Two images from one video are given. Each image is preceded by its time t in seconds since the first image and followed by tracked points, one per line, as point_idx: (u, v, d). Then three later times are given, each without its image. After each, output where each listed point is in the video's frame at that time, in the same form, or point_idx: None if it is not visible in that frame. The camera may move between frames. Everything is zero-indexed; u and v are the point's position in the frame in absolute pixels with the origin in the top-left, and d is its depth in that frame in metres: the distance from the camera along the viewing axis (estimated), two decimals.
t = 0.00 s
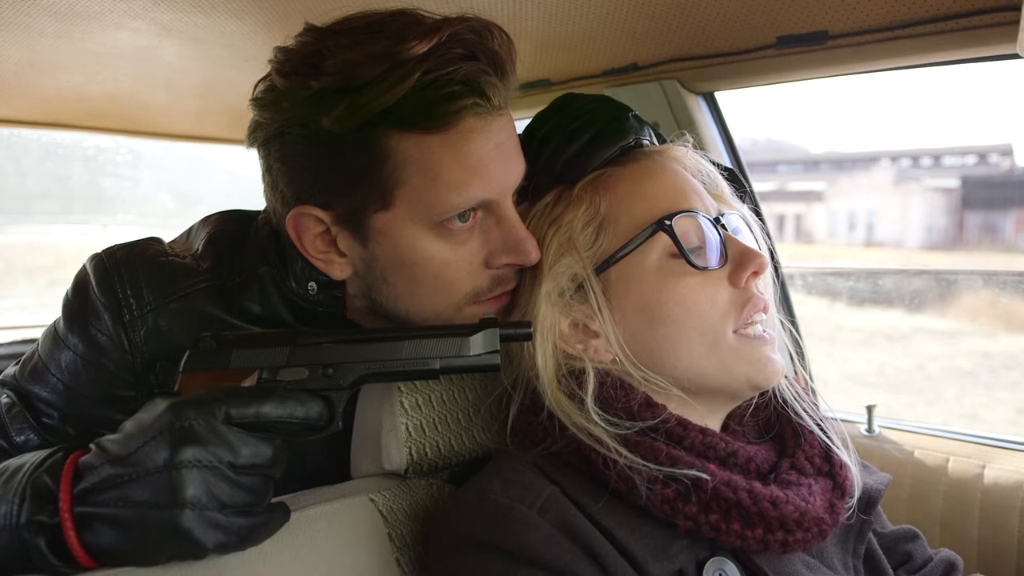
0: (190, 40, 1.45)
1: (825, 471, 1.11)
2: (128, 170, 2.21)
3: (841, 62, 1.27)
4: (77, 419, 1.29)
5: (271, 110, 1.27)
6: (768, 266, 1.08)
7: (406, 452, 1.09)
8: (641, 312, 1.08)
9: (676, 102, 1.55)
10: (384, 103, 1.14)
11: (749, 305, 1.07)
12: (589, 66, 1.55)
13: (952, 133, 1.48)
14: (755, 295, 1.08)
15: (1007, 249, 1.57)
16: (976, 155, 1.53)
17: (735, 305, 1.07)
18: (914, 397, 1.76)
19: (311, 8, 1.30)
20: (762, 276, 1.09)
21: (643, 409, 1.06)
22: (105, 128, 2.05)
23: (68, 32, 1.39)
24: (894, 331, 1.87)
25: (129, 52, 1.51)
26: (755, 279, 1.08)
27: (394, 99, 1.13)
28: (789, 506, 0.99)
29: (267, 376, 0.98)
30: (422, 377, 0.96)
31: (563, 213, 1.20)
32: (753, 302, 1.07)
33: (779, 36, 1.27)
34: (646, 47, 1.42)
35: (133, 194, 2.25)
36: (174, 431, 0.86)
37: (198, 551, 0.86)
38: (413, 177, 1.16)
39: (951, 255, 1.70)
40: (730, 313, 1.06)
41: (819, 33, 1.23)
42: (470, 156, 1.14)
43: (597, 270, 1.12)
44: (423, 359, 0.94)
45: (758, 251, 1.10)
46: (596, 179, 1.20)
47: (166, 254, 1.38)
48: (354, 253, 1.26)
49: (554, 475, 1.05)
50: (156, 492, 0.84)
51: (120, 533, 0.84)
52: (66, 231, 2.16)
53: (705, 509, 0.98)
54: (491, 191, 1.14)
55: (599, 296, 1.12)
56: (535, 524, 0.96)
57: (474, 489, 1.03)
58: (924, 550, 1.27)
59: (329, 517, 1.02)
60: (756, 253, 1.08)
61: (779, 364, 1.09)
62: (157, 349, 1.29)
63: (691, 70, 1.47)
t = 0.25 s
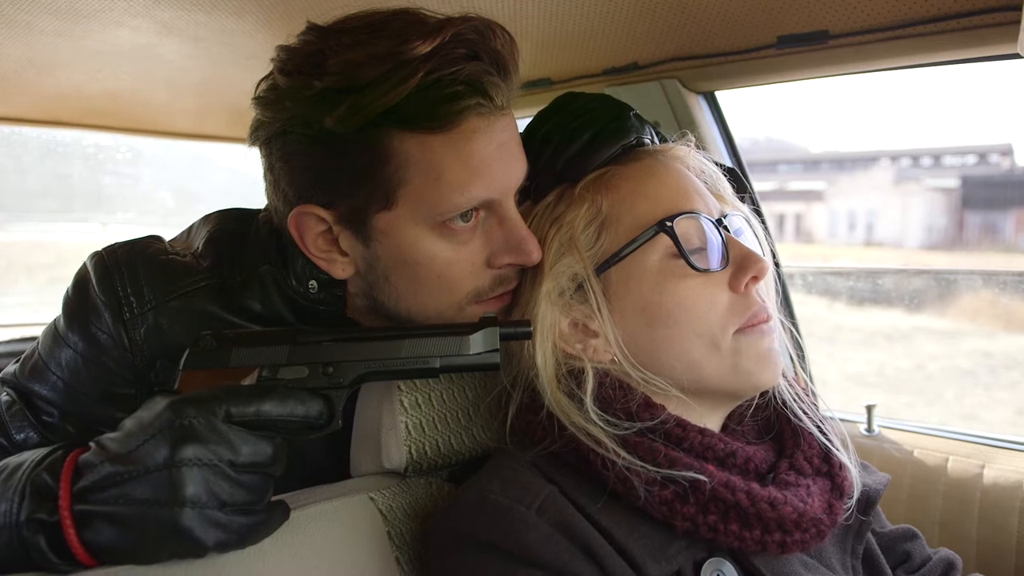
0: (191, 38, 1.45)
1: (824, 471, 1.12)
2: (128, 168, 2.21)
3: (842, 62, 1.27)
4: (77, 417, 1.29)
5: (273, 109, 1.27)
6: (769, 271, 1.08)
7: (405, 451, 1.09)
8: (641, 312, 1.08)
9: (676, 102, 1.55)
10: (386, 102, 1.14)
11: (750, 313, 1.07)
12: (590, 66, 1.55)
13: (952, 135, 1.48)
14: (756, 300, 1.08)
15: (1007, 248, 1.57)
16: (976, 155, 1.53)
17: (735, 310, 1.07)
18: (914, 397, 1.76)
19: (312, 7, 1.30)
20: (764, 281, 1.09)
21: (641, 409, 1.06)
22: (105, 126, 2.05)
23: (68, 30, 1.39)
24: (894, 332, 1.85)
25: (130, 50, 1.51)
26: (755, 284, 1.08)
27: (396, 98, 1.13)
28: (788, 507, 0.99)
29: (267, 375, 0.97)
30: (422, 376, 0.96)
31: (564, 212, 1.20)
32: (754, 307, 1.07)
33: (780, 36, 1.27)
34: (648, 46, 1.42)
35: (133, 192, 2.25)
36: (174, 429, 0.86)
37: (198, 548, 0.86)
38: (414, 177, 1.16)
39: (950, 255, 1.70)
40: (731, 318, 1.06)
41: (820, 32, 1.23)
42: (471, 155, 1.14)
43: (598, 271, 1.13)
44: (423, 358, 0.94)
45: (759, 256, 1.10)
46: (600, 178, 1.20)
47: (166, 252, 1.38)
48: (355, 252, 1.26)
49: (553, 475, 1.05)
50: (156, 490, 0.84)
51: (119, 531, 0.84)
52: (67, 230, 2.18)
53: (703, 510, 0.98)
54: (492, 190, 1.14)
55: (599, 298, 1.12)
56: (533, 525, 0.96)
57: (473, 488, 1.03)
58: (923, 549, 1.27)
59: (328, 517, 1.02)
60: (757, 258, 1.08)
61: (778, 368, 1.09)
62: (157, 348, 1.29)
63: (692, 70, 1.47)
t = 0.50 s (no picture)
0: (190, 38, 1.45)
1: (824, 471, 1.12)
2: (127, 168, 2.21)
3: (842, 61, 1.27)
4: (77, 416, 1.29)
5: (273, 109, 1.27)
6: (769, 264, 1.08)
7: (405, 450, 1.09)
8: (641, 309, 1.08)
9: (675, 101, 1.55)
10: (385, 102, 1.14)
11: (750, 303, 1.07)
12: (590, 65, 1.55)
13: (952, 135, 1.48)
14: (756, 292, 1.08)
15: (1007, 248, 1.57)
16: (975, 155, 1.53)
17: (735, 302, 1.07)
18: (913, 396, 1.76)
19: (311, 7, 1.30)
20: (765, 274, 1.09)
21: (641, 408, 1.06)
22: (105, 126, 2.05)
23: (67, 30, 1.39)
24: (894, 331, 1.87)
25: (129, 50, 1.51)
26: (757, 278, 1.08)
27: (395, 98, 1.13)
28: (788, 506, 1.00)
29: (266, 374, 0.97)
30: (421, 374, 0.96)
31: (564, 210, 1.20)
32: (755, 300, 1.07)
33: (779, 35, 1.27)
34: (647, 45, 1.42)
35: (132, 192, 2.25)
36: (173, 428, 0.86)
37: (197, 547, 0.86)
38: (414, 176, 1.16)
39: (950, 254, 1.70)
40: (730, 310, 1.06)
41: (820, 31, 1.23)
42: (470, 154, 1.14)
43: (599, 268, 1.13)
44: (422, 357, 0.94)
45: (759, 249, 1.10)
46: (599, 176, 1.20)
47: (166, 251, 1.38)
48: (355, 251, 1.26)
49: (553, 474, 1.05)
50: (155, 489, 0.84)
51: (118, 530, 0.84)
52: (66, 230, 2.20)
53: (703, 509, 0.98)
54: (492, 190, 1.14)
55: (600, 295, 1.12)
56: (533, 525, 0.96)
57: (473, 488, 1.03)
58: (923, 548, 1.27)
59: (327, 517, 1.02)
60: (757, 250, 1.08)
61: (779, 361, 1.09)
62: (156, 347, 1.29)
63: (690, 69, 1.47)
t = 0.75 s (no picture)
0: (190, 36, 1.45)
1: (824, 474, 1.11)
2: (127, 167, 2.21)
3: (843, 60, 1.27)
4: (76, 415, 1.29)
5: (273, 108, 1.27)
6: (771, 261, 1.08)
7: (405, 449, 1.09)
8: (642, 307, 1.08)
9: (675, 101, 1.55)
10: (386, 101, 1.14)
11: (752, 299, 1.07)
12: (590, 64, 1.55)
13: (952, 135, 1.48)
14: (757, 289, 1.08)
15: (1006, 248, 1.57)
16: (975, 155, 1.52)
17: (736, 298, 1.07)
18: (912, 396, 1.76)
19: (311, 6, 1.30)
20: (765, 271, 1.09)
21: (640, 409, 1.06)
22: (104, 125, 2.05)
23: (67, 29, 1.39)
24: (893, 331, 1.86)
25: (129, 49, 1.51)
26: (759, 274, 1.08)
27: (396, 97, 1.13)
28: (788, 509, 0.99)
29: (265, 373, 0.97)
30: (421, 373, 0.96)
31: (565, 208, 1.20)
32: (756, 296, 1.07)
33: (780, 34, 1.27)
34: (647, 45, 1.42)
35: (132, 191, 2.25)
36: (172, 427, 0.86)
37: (196, 547, 0.86)
38: (414, 175, 1.16)
39: (950, 254, 1.70)
40: (731, 307, 1.06)
41: (820, 30, 1.23)
42: (470, 153, 1.14)
43: (601, 266, 1.12)
44: (421, 356, 0.94)
45: (761, 246, 1.10)
46: (600, 173, 1.20)
47: (166, 250, 1.38)
48: (355, 251, 1.26)
49: (552, 475, 1.05)
50: (154, 488, 0.84)
51: (117, 529, 0.84)
52: (66, 229, 2.20)
53: (703, 511, 0.98)
54: (492, 188, 1.14)
55: (601, 293, 1.12)
56: (533, 525, 0.96)
57: (473, 488, 1.03)
58: (922, 548, 1.27)
59: (326, 516, 1.02)
60: (758, 248, 1.08)
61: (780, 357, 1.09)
62: (155, 346, 1.29)
63: (690, 68, 1.47)
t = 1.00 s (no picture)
0: (189, 37, 1.45)
1: (820, 480, 1.12)
2: (126, 167, 2.20)
3: (842, 60, 1.27)
4: (75, 415, 1.29)
5: (272, 109, 1.27)
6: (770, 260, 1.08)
7: (404, 449, 1.09)
8: (641, 307, 1.08)
9: (674, 101, 1.55)
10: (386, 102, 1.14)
11: (752, 297, 1.07)
12: (589, 64, 1.55)
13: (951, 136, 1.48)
14: (756, 287, 1.07)
15: (1005, 248, 1.57)
16: (974, 155, 1.52)
17: (736, 297, 1.07)
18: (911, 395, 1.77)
19: (310, 6, 1.30)
20: (765, 269, 1.09)
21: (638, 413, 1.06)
22: (104, 125, 2.05)
23: (66, 29, 1.39)
24: (893, 331, 1.87)
25: (129, 49, 1.51)
26: (758, 272, 1.08)
27: (396, 98, 1.13)
28: (783, 518, 1.00)
29: (265, 372, 0.97)
30: (420, 373, 0.96)
31: (565, 208, 1.20)
32: (756, 295, 1.07)
33: (779, 34, 1.27)
34: (646, 45, 1.42)
35: (131, 191, 2.25)
36: (172, 427, 0.86)
37: (196, 546, 0.86)
38: (413, 175, 1.16)
39: (950, 254, 1.70)
40: (731, 305, 1.06)
41: (820, 30, 1.23)
42: (468, 153, 1.14)
43: (600, 265, 1.13)
44: (421, 355, 0.94)
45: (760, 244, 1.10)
46: (601, 172, 1.20)
47: (165, 250, 1.38)
48: (355, 251, 1.26)
49: (549, 478, 1.05)
50: (154, 487, 0.84)
51: (116, 528, 0.84)
52: (64, 229, 2.18)
53: (699, 518, 0.99)
54: (492, 188, 1.14)
55: (601, 292, 1.12)
56: (531, 528, 0.96)
57: (471, 490, 1.03)
58: (920, 548, 1.27)
59: (326, 516, 1.01)
60: (758, 246, 1.08)
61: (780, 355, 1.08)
62: (155, 346, 1.29)
63: (689, 68, 1.47)
